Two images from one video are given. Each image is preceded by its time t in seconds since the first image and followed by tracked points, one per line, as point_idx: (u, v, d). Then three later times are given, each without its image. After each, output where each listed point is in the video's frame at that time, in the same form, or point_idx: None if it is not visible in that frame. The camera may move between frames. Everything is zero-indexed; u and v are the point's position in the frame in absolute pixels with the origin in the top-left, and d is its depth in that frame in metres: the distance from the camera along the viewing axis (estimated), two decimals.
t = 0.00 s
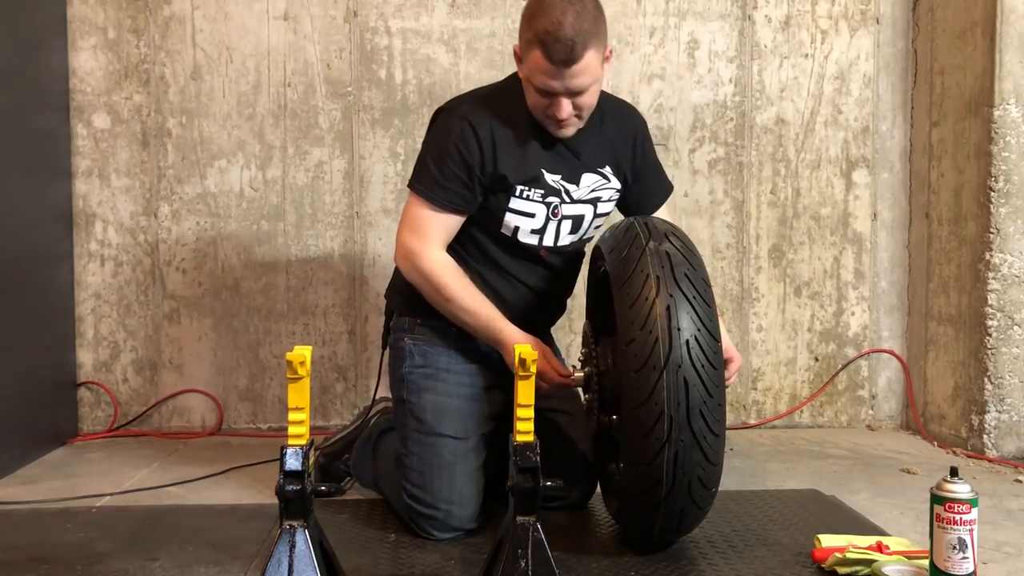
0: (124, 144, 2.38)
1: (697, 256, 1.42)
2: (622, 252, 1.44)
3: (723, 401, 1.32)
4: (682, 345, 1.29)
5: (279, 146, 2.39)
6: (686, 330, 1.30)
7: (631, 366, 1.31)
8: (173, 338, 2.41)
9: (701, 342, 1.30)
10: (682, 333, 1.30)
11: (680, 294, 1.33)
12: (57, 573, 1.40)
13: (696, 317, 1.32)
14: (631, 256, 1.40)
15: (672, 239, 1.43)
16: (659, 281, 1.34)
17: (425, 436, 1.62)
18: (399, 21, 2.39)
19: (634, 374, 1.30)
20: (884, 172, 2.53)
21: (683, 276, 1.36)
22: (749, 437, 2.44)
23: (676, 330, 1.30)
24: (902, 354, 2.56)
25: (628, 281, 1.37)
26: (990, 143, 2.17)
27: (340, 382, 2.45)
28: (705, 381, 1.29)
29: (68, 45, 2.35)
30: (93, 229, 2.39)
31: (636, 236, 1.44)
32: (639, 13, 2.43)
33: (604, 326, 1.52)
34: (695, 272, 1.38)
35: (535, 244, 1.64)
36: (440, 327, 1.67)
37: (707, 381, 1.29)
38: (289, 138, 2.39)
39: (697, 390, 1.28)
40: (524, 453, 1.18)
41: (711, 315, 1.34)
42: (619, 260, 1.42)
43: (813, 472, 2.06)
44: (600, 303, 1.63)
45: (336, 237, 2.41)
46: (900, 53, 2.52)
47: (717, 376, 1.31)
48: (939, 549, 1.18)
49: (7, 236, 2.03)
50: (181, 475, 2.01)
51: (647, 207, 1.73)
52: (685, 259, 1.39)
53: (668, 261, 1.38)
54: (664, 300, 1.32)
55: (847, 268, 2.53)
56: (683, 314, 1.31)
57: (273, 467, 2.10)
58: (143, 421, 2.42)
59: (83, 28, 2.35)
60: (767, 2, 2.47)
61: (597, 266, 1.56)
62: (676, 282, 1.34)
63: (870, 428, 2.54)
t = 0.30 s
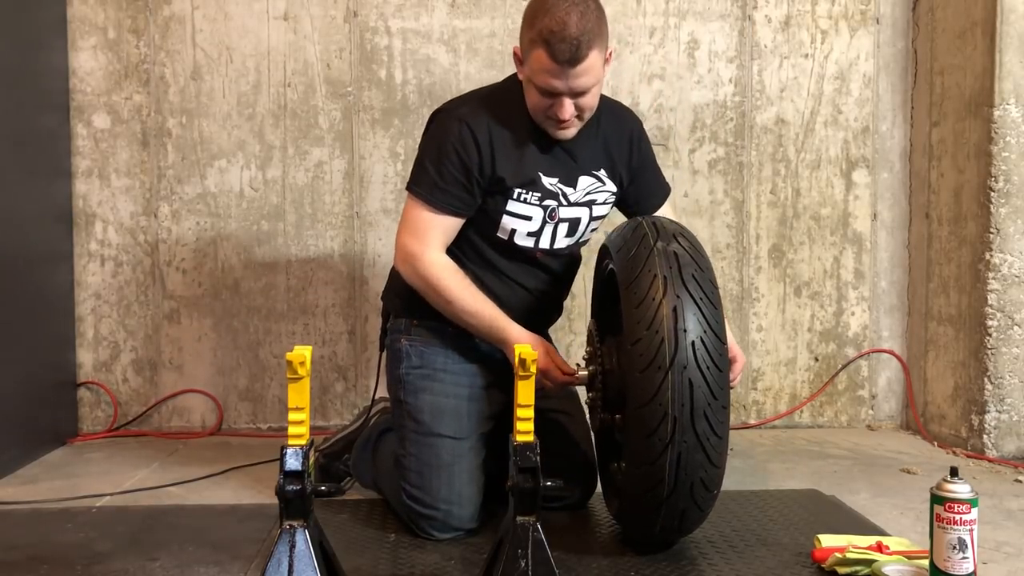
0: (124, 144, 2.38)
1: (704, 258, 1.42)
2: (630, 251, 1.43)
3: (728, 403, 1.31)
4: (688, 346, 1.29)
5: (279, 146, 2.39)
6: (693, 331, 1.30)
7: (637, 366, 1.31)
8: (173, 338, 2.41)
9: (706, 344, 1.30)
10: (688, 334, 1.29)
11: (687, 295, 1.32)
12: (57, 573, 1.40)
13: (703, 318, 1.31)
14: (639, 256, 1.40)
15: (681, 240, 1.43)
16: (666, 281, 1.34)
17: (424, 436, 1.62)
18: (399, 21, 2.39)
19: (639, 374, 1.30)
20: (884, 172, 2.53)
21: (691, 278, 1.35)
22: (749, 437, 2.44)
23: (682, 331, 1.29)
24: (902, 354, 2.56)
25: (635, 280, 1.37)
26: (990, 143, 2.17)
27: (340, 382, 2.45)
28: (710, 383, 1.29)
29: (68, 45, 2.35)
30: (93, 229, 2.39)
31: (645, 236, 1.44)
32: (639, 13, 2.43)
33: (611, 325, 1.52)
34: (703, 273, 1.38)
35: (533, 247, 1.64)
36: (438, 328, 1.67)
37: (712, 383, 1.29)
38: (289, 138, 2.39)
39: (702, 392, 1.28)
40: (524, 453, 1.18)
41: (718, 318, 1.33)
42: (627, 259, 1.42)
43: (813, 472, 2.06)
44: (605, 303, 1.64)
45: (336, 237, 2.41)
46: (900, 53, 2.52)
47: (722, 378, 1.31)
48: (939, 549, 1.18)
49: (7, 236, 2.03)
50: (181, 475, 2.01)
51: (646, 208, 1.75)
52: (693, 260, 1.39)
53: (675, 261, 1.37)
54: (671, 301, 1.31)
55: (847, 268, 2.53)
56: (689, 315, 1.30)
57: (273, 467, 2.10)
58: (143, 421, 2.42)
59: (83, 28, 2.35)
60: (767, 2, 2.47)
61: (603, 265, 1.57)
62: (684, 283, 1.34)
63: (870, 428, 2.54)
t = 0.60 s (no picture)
0: (125, 144, 2.38)
1: (709, 260, 1.42)
2: (635, 251, 1.43)
3: (730, 405, 1.31)
4: (692, 347, 1.29)
5: (279, 146, 2.39)
6: (697, 333, 1.30)
7: (641, 366, 1.31)
8: (173, 338, 2.41)
9: (711, 345, 1.30)
10: (692, 335, 1.29)
11: (692, 296, 1.32)
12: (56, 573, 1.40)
13: (707, 320, 1.31)
14: (644, 255, 1.40)
15: (687, 241, 1.42)
16: (671, 282, 1.34)
17: (425, 436, 1.62)
18: (399, 21, 2.39)
19: (643, 374, 1.30)
20: (884, 172, 2.53)
21: (695, 279, 1.35)
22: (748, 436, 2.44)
23: (687, 331, 1.29)
24: (902, 354, 2.56)
25: (640, 280, 1.37)
26: (990, 143, 2.17)
27: (340, 382, 2.45)
28: (714, 384, 1.29)
29: (68, 45, 2.35)
30: (93, 229, 2.39)
31: (650, 237, 1.44)
32: (639, 13, 2.43)
33: (616, 326, 1.52)
34: (707, 274, 1.38)
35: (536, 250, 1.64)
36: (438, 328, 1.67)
37: (716, 384, 1.29)
38: (289, 138, 2.39)
39: (705, 393, 1.28)
40: (524, 453, 1.18)
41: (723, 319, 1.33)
42: (632, 259, 1.42)
43: (813, 472, 2.06)
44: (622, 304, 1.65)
45: (336, 237, 2.41)
46: (900, 54, 2.52)
47: (726, 380, 1.31)
48: (939, 550, 1.18)
49: (7, 236, 2.03)
50: (180, 475, 2.01)
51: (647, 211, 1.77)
52: (698, 261, 1.39)
53: (680, 262, 1.37)
54: (676, 301, 1.31)
55: (847, 268, 2.53)
56: (694, 316, 1.31)
57: (273, 467, 2.10)
58: (143, 420, 2.42)
59: (83, 28, 2.35)
60: (767, 2, 2.47)
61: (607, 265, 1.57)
62: (688, 284, 1.34)
63: (870, 428, 2.54)
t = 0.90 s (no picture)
0: (124, 144, 2.38)
1: (691, 255, 1.43)
2: (616, 251, 1.43)
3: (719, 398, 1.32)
4: (678, 343, 1.29)
5: (279, 146, 2.39)
6: (683, 327, 1.31)
7: (628, 364, 1.31)
8: (173, 338, 2.41)
9: (697, 340, 1.31)
10: (678, 330, 1.30)
11: (676, 292, 1.33)
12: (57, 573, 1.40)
13: (691, 314, 1.32)
14: (627, 253, 1.40)
15: (669, 238, 1.43)
16: (655, 278, 1.34)
17: (429, 439, 1.62)
18: (399, 21, 2.39)
19: (632, 372, 1.30)
20: (884, 172, 2.53)
21: (678, 275, 1.36)
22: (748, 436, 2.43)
23: (672, 327, 1.30)
24: (902, 353, 2.56)
25: (623, 279, 1.36)
26: (990, 143, 2.17)
27: (340, 382, 2.44)
28: (701, 379, 1.30)
29: (68, 45, 2.35)
30: (93, 229, 2.39)
31: (631, 235, 1.44)
32: (639, 13, 2.43)
33: (604, 325, 1.52)
34: (690, 269, 1.39)
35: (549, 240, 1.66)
36: (443, 328, 1.66)
37: (703, 378, 1.30)
38: (289, 138, 2.39)
39: (693, 388, 1.29)
40: (524, 453, 1.18)
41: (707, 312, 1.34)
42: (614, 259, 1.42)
43: (813, 472, 2.06)
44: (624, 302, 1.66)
45: (336, 236, 2.41)
46: (900, 54, 2.52)
47: (713, 373, 1.32)
48: (939, 550, 1.18)
49: (7, 236, 2.03)
50: (180, 476, 2.01)
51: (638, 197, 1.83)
52: (681, 257, 1.39)
53: (663, 259, 1.38)
54: (660, 297, 1.32)
55: (847, 268, 2.53)
56: (678, 311, 1.31)
57: (273, 467, 2.10)
58: (143, 420, 2.42)
59: (83, 28, 2.35)
60: (767, 2, 2.47)
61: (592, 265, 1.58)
62: (672, 280, 1.34)
63: (870, 428, 2.54)
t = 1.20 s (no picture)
0: (124, 144, 2.38)
1: (695, 264, 1.38)
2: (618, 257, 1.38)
3: (722, 412, 1.31)
4: (682, 360, 1.27)
5: (279, 146, 2.39)
6: (687, 345, 1.28)
7: (631, 380, 1.29)
8: (173, 338, 2.41)
9: (701, 357, 1.29)
10: (681, 347, 1.27)
11: (680, 307, 1.30)
12: (57, 573, 1.40)
13: (695, 329, 1.29)
14: (627, 262, 1.35)
15: (672, 246, 1.38)
16: (658, 292, 1.31)
17: (435, 434, 1.63)
18: (399, 21, 2.39)
19: (635, 387, 1.29)
20: (884, 172, 2.53)
21: (682, 288, 1.32)
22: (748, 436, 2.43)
23: (676, 344, 1.27)
24: (902, 353, 2.56)
25: (627, 290, 1.33)
26: (990, 143, 2.17)
27: (340, 382, 2.44)
28: (705, 395, 1.28)
29: (68, 45, 2.35)
30: (93, 229, 2.39)
31: (632, 241, 1.38)
32: (639, 13, 2.43)
33: (604, 328, 1.50)
34: (694, 280, 1.35)
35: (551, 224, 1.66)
36: (452, 324, 1.67)
37: (707, 395, 1.28)
38: (289, 138, 2.39)
39: (696, 406, 1.27)
40: (524, 453, 1.18)
41: (712, 327, 1.32)
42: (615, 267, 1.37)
43: (813, 472, 2.06)
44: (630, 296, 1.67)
45: (336, 236, 2.41)
46: (901, 54, 2.52)
47: (717, 388, 1.30)
48: (939, 550, 1.18)
49: (8, 236, 2.03)
50: (181, 476, 2.01)
51: (633, 199, 1.88)
52: (685, 266, 1.35)
53: (667, 271, 1.33)
54: (663, 312, 1.29)
55: (847, 268, 2.53)
56: (682, 328, 1.28)
57: (273, 467, 2.10)
58: (143, 420, 2.42)
59: (83, 28, 2.35)
60: (767, 2, 2.47)
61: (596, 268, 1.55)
62: (676, 294, 1.31)
63: (870, 428, 2.54)
